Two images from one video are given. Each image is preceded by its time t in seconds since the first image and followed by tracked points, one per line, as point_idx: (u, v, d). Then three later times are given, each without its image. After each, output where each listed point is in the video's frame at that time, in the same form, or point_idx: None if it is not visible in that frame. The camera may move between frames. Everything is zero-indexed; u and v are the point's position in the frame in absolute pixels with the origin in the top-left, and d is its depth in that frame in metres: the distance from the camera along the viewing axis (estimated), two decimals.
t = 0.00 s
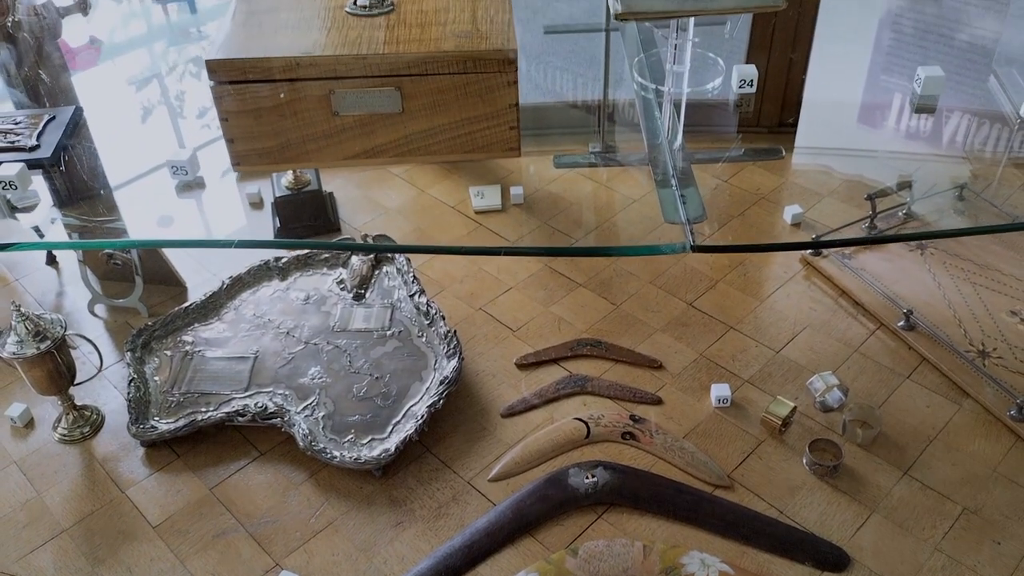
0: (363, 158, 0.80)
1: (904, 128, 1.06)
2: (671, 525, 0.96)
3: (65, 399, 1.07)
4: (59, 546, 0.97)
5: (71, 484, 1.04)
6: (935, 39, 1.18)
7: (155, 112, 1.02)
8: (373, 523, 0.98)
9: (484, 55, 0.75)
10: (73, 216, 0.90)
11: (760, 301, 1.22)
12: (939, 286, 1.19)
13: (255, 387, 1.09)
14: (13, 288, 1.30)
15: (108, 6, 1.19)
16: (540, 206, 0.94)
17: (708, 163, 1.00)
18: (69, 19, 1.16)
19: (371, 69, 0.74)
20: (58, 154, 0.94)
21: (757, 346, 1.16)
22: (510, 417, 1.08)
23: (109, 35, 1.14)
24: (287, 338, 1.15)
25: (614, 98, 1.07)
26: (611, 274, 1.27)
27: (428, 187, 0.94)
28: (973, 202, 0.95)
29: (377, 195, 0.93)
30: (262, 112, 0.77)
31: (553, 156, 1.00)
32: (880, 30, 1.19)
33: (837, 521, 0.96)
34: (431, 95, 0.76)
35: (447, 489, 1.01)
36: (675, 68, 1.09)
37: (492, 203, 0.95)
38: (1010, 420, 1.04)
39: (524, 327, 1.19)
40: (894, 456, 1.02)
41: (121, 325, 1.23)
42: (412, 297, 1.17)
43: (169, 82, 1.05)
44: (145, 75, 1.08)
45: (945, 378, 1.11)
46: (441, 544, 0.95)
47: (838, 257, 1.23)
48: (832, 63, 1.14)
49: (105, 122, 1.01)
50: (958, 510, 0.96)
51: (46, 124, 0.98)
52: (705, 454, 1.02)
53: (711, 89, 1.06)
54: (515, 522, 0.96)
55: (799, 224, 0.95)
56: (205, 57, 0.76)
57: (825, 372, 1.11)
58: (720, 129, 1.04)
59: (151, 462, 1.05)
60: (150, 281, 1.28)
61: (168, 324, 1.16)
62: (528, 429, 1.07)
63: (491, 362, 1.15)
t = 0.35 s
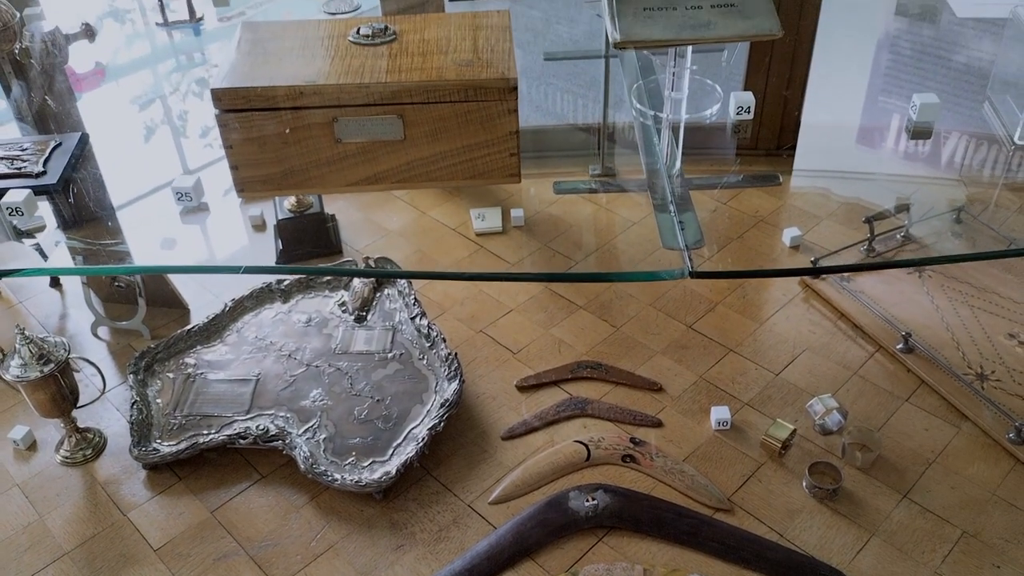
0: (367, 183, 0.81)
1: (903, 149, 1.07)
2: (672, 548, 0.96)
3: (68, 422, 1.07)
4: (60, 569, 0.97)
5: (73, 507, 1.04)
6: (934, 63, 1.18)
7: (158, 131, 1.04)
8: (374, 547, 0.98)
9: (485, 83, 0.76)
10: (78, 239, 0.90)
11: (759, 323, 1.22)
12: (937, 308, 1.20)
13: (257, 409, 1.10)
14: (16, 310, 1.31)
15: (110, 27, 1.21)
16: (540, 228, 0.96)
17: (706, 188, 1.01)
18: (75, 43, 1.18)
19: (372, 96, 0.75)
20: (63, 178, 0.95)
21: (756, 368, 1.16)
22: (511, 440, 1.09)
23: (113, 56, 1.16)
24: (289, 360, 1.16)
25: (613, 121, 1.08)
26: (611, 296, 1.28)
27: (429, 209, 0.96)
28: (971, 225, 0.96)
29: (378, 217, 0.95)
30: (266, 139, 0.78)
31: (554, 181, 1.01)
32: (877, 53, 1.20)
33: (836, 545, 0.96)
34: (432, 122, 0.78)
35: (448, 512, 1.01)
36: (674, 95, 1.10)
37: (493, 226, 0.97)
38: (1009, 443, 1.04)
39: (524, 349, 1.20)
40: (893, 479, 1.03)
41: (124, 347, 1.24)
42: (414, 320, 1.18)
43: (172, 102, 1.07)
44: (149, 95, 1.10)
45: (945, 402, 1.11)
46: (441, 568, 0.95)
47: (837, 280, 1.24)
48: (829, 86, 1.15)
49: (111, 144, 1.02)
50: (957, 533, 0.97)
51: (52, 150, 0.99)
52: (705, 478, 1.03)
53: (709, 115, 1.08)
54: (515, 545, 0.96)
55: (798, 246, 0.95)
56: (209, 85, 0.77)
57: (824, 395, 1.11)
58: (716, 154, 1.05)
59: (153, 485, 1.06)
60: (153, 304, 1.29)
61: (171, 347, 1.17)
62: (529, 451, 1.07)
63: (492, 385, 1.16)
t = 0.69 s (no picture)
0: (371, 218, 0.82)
1: (903, 174, 1.09)
2: None
3: (72, 451, 1.08)
4: None
5: (76, 537, 1.04)
6: (929, 91, 1.20)
7: (161, 155, 1.07)
8: None
9: (488, 118, 0.77)
10: (82, 267, 0.92)
11: (760, 352, 1.23)
12: (936, 337, 1.21)
13: (259, 439, 1.10)
14: (21, 338, 1.32)
15: (117, 52, 1.24)
16: (542, 256, 0.97)
17: (704, 223, 1.03)
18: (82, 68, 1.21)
19: (375, 132, 0.76)
20: (72, 211, 0.97)
21: (757, 398, 1.16)
22: (512, 469, 1.09)
23: (118, 81, 1.19)
24: (292, 390, 1.16)
25: (614, 150, 1.10)
26: (612, 324, 1.28)
27: (432, 237, 0.97)
28: (970, 255, 0.97)
29: (382, 245, 0.99)
30: (272, 174, 0.79)
31: (554, 217, 1.02)
32: (877, 81, 1.22)
33: None
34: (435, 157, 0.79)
35: (449, 543, 1.01)
36: (673, 128, 1.12)
37: (496, 254, 0.98)
38: (1009, 473, 1.04)
39: (526, 378, 1.20)
40: (894, 510, 1.03)
41: (127, 376, 1.25)
42: (416, 348, 1.19)
43: (175, 126, 1.10)
44: (152, 119, 1.13)
45: (945, 431, 1.11)
46: None
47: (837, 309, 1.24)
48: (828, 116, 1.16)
49: (116, 169, 1.05)
50: (958, 565, 0.97)
51: (62, 183, 1.00)
52: (706, 509, 1.03)
53: (708, 147, 1.09)
54: None
55: (798, 273, 0.97)
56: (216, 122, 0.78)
57: (825, 425, 1.12)
58: (717, 185, 1.06)
59: (155, 514, 1.06)
60: (157, 332, 1.30)
61: (175, 376, 1.18)
62: (530, 481, 1.08)
63: (493, 414, 1.16)
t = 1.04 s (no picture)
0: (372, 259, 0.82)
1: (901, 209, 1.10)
2: None
3: (70, 489, 1.08)
4: None
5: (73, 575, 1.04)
6: (921, 126, 1.19)
7: (163, 187, 1.09)
8: None
9: (487, 160, 0.78)
10: (84, 303, 0.93)
11: (759, 389, 1.23)
12: (935, 375, 1.21)
13: (258, 476, 1.10)
14: (22, 374, 1.32)
15: (120, 86, 1.27)
16: (541, 291, 0.99)
17: (702, 262, 1.02)
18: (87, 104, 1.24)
19: (376, 173, 0.77)
20: (76, 251, 0.97)
21: (757, 435, 1.16)
22: (512, 507, 1.09)
23: (121, 114, 1.21)
24: (291, 426, 1.16)
25: (613, 186, 1.14)
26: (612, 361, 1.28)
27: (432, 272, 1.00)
28: (968, 292, 0.97)
29: (382, 280, 0.99)
30: (275, 214, 0.80)
31: (554, 254, 1.05)
32: (874, 114, 1.23)
33: None
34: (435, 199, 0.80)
35: None
36: (671, 169, 1.13)
37: (495, 289, 1.01)
38: (1010, 513, 1.04)
39: (526, 415, 1.20)
40: (895, 550, 1.02)
41: (127, 412, 1.25)
42: (416, 385, 1.19)
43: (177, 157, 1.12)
44: (155, 151, 1.15)
45: (945, 470, 1.11)
46: None
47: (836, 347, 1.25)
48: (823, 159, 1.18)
49: (118, 202, 1.07)
50: None
51: (65, 223, 1.01)
52: (706, 548, 1.02)
53: (706, 187, 1.10)
54: None
55: (796, 310, 0.98)
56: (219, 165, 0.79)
57: (825, 463, 1.12)
58: (716, 224, 1.07)
59: (153, 553, 1.06)
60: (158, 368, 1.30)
61: (174, 413, 1.18)
62: (530, 519, 1.07)
63: (493, 451, 1.16)
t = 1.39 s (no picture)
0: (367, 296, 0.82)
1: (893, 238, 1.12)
2: None
3: (62, 525, 1.07)
4: None
5: None
6: (913, 159, 1.21)
7: (160, 215, 1.10)
8: None
9: (482, 200, 0.79)
10: (78, 336, 0.93)
11: (755, 424, 1.23)
12: (930, 410, 1.21)
13: (251, 513, 1.09)
14: (15, 408, 1.32)
15: (119, 115, 1.29)
16: (537, 325, 0.99)
17: (697, 299, 1.03)
18: (83, 133, 1.26)
19: (372, 212, 0.78)
20: (71, 287, 0.97)
21: (753, 471, 1.16)
22: (507, 544, 1.08)
23: (118, 143, 1.23)
24: (285, 462, 1.15)
25: (609, 219, 1.15)
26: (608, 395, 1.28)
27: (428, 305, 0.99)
28: (963, 326, 0.97)
29: (378, 314, 0.99)
30: (272, 252, 0.80)
31: (550, 289, 1.04)
32: (866, 148, 1.24)
33: None
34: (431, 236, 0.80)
35: None
36: (665, 206, 1.14)
37: (491, 322, 0.99)
38: (1007, 551, 1.04)
39: (521, 450, 1.20)
40: None
41: (120, 447, 1.24)
42: (411, 420, 1.18)
43: (173, 186, 1.14)
44: (152, 179, 1.17)
45: (941, 506, 1.11)
46: None
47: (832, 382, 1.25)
48: (814, 198, 1.20)
49: (114, 232, 1.08)
50: None
51: (61, 260, 1.01)
52: None
53: (700, 225, 1.12)
54: None
55: (791, 344, 0.99)
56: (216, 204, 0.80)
57: (821, 500, 1.11)
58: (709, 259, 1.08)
59: None
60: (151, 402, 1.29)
61: (167, 448, 1.17)
62: (525, 557, 1.07)
63: (489, 487, 1.15)
